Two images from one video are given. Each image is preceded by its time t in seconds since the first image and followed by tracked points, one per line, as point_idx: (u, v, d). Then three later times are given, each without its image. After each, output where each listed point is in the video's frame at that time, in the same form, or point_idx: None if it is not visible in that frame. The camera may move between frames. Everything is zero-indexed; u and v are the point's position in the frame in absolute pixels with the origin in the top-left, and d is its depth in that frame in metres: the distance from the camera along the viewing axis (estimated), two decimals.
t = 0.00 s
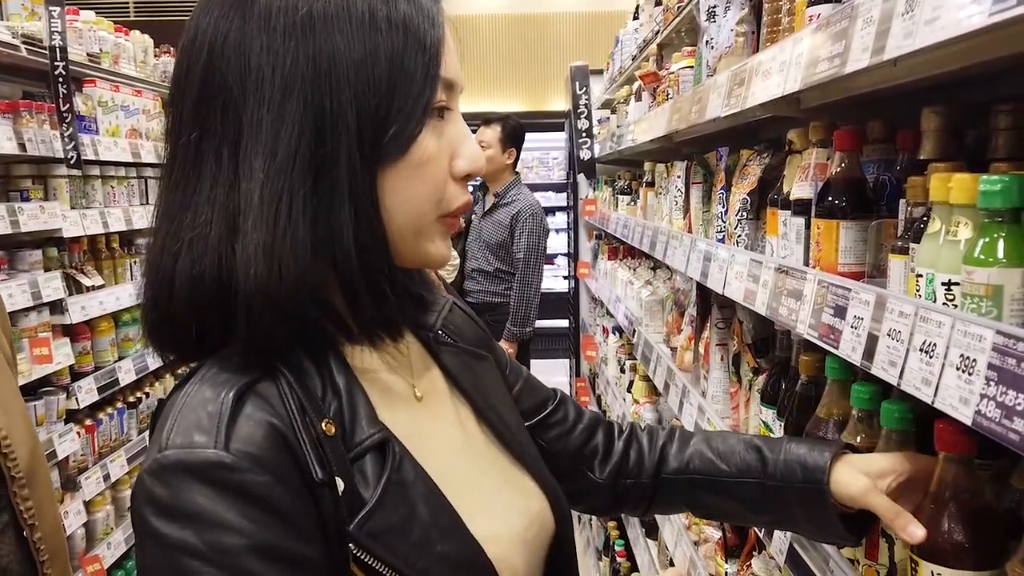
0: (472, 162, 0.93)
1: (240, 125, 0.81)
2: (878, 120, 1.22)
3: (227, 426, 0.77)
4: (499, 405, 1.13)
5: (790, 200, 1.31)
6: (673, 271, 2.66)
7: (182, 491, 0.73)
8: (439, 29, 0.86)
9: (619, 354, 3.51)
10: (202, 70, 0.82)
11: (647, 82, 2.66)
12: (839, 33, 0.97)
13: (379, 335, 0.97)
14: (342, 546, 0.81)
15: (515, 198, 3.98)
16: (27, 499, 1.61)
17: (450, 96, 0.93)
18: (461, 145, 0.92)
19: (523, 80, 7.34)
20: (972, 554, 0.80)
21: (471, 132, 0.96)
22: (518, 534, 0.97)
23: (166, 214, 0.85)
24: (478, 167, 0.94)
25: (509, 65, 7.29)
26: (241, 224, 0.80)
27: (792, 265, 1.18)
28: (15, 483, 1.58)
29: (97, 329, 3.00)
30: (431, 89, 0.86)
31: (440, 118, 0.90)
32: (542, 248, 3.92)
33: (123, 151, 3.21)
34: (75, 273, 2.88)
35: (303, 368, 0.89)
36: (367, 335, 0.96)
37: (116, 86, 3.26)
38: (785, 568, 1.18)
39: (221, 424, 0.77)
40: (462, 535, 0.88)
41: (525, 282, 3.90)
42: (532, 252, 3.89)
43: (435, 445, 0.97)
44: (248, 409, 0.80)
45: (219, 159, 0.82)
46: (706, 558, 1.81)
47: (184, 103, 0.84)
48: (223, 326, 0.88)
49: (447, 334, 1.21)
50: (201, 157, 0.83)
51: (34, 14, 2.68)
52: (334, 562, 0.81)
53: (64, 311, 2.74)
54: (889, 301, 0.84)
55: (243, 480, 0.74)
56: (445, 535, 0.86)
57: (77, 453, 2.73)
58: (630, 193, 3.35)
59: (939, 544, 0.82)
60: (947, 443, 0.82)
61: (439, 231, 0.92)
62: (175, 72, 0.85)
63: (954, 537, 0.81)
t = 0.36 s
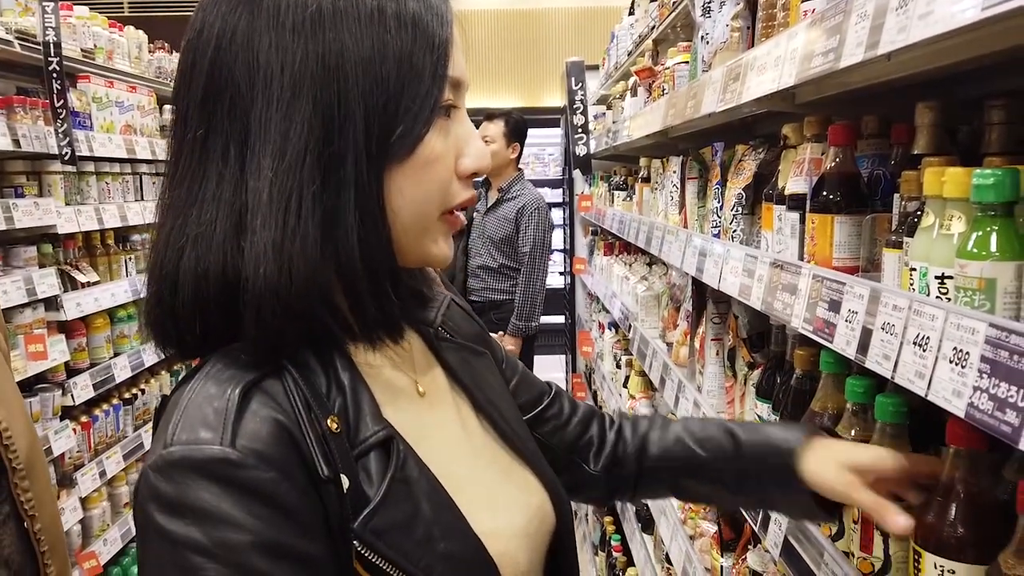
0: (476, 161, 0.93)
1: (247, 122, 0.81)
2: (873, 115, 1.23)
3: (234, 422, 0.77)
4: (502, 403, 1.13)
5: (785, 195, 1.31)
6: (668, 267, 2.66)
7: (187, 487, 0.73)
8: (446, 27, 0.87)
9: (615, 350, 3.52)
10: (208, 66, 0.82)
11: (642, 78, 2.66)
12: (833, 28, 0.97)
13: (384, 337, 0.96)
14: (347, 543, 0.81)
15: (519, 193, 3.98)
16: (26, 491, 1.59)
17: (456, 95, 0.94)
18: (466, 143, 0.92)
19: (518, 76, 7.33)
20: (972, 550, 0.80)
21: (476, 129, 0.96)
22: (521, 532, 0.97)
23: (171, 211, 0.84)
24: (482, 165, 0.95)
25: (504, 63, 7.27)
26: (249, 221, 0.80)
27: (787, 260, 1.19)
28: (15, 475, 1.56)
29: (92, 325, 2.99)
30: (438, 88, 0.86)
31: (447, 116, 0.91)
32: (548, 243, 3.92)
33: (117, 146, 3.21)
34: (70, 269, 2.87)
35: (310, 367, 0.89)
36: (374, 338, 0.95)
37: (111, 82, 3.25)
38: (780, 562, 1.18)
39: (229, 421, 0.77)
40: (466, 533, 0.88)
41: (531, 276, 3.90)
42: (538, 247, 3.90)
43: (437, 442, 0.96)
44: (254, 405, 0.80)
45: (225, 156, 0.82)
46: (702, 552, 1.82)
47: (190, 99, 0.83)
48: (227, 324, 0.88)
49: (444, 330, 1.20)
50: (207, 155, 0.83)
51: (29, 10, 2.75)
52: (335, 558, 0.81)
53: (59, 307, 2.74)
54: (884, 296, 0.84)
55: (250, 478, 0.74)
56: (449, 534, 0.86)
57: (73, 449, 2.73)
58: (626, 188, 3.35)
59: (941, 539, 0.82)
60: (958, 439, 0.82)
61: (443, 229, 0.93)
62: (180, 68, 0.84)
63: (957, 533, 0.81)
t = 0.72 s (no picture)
0: (483, 149, 0.93)
1: (249, 118, 0.81)
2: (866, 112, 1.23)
3: (234, 417, 0.77)
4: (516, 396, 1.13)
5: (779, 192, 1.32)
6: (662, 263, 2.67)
7: (187, 483, 0.73)
8: (447, 17, 0.87)
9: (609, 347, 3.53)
10: (207, 63, 0.82)
11: (637, 75, 2.66)
12: (827, 26, 0.97)
13: (396, 334, 0.96)
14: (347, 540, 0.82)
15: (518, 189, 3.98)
16: (27, 484, 1.59)
17: (459, 84, 0.94)
18: (472, 133, 0.92)
19: (512, 72, 7.32)
20: (964, 544, 0.81)
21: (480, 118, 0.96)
22: (522, 527, 0.98)
23: (173, 209, 0.85)
24: (490, 155, 0.95)
25: (498, 59, 7.26)
26: (253, 218, 0.81)
27: (780, 257, 1.19)
28: (16, 469, 1.55)
29: (86, 323, 2.99)
30: (441, 80, 0.86)
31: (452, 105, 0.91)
32: (547, 239, 3.96)
33: (111, 143, 3.20)
34: (64, 266, 2.86)
35: (314, 360, 0.88)
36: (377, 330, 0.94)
37: (104, 78, 3.24)
38: (773, 557, 1.19)
39: (229, 416, 0.77)
40: (465, 529, 0.88)
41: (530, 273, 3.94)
42: (537, 243, 3.92)
43: (438, 433, 0.96)
44: (254, 398, 0.79)
45: (227, 153, 0.82)
46: (696, 547, 1.84)
47: (189, 97, 0.84)
48: (229, 322, 0.88)
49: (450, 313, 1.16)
50: (208, 152, 0.83)
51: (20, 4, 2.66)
52: (334, 554, 0.82)
53: (53, 305, 2.73)
54: (877, 291, 0.85)
55: (249, 475, 0.74)
56: (448, 531, 0.87)
57: (67, 447, 2.73)
58: (620, 185, 3.35)
59: (933, 534, 0.83)
60: (951, 435, 0.83)
61: (451, 220, 0.93)
62: (179, 66, 0.84)
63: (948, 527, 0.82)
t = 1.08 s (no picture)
0: (476, 141, 0.93)
1: (241, 103, 0.80)
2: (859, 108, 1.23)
3: (212, 415, 0.76)
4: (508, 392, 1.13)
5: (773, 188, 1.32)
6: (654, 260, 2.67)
7: (163, 482, 0.73)
8: (441, 4, 0.86)
9: (601, 343, 3.53)
10: (200, 48, 0.81)
11: (629, 71, 2.66)
12: (821, 21, 0.97)
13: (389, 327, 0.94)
14: (328, 541, 0.81)
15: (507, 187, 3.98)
16: (16, 481, 1.57)
17: (453, 76, 0.93)
18: (465, 124, 0.92)
19: (504, 69, 7.31)
20: (958, 539, 0.81)
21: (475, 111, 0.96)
22: (512, 527, 0.97)
23: (162, 196, 0.83)
24: (484, 148, 0.94)
25: (489, 56, 7.24)
26: (243, 205, 0.80)
27: (772, 254, 1.20)
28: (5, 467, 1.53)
29: (74, 320, 2.96)
30: (435, 67, 0.85)
31: (446, 98, 0.91)
32: (534, 237, 3.93)
33: (98, 139, 3.17)
34: (51, 262, 2.83)
35: (297, 353, 0.88)
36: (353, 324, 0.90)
37: (92, 73, 3.20)
38: (766, 552, 1.19)
39: (206, 414, 0.76)
40: (452, 530, 0.88)
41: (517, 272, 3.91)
42: (525, 241, 3.89)
43: (428, 431, 0.94)
44: (234, 397, 0.79)
45: (218, 138, 0.81)
46: (688, 543, 1.84)
47: (181, 82, 0.83)
48: (219, 311, 0.87)
49: (446, 304, 1.14)
50: (199, 138, 0.82)
51: None
52: (316, 554, 0.81)
53: (40, 301, 2.70)
54: (871, 287, 0.85)
55: (229, 472, 0.73)
56: (434, 533, 0.86)
57: (54, 445, 2.70)
58: (612, 182, 3.35)
59: (926, 530, 0.83)
60: (947, 431, 0.83)
61: (444, 212, 0.93)
62: (172, 50, 0.84)
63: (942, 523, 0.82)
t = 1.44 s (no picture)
0: (471, 120, 0.87)
1: (217, 76, 0.74)
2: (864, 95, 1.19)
3: (182, 426, 0.70)
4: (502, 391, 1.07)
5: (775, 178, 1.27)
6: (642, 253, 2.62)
7: (126, 501, 0.67)
8: None
9: (586, 337, 3.49)
10: (170, 18, 0.74)
11: (618, 60, 2.61)
12: (831, 3, 0.93)
13: (379, 320, 0.88)
14: (309, 561, 0.76)
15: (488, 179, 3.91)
16: None
17: (445, 50, 0.88)
18: (460, 103, 0.86)
19: (486, 60, 7.24)
20: (978, 546, 0.77)
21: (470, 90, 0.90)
22: (511, 544, 0.92)
23: (131, 180, 0.77)
24: (480, 128, 0.88)
25: (473, 47, 7.17)
26: (222, 188, 0.74)
27: (775, 245, 1.16)
28: None
29: (45, 314, 2.87)
30: (427, 37, 0.79)
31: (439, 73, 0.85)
32: (515, 231, 3.87)
33: (70, 127, 3.07)
34: (20, 255, 2.74)
35: (278, 356, 0.82)
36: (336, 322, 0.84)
37: (63, 59, 3.10)
38: (767, 555, 1.15)
39: (174, 426, 0.70)
40: (446, 545, 0.82)
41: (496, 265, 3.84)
42: (505, 235, 3.83)
43: (421, 439, 0.88)
44: (206, 406, 0.73)
45: (192, 114, 0.75)
46: (679, 541, 1.80)
47: (151, 56, 0.76)
48: (196, 305, 0.81)
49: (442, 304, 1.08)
50: (171, 115, 0.76)
51: None
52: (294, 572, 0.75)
53: (9, 295, 2.61)
54: (887, 281, 0.80)
55: (201, 489, 0.68)
56: (427, 552, 0.81)
57: (24, 443, 2.61)
58: (598, 174, 3.30)
59: (945, 538, 0.80)
60: (967, 433, 0.79)
61: (439, 198, 0.87)
62: (141, 20, 0.77)
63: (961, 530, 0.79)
